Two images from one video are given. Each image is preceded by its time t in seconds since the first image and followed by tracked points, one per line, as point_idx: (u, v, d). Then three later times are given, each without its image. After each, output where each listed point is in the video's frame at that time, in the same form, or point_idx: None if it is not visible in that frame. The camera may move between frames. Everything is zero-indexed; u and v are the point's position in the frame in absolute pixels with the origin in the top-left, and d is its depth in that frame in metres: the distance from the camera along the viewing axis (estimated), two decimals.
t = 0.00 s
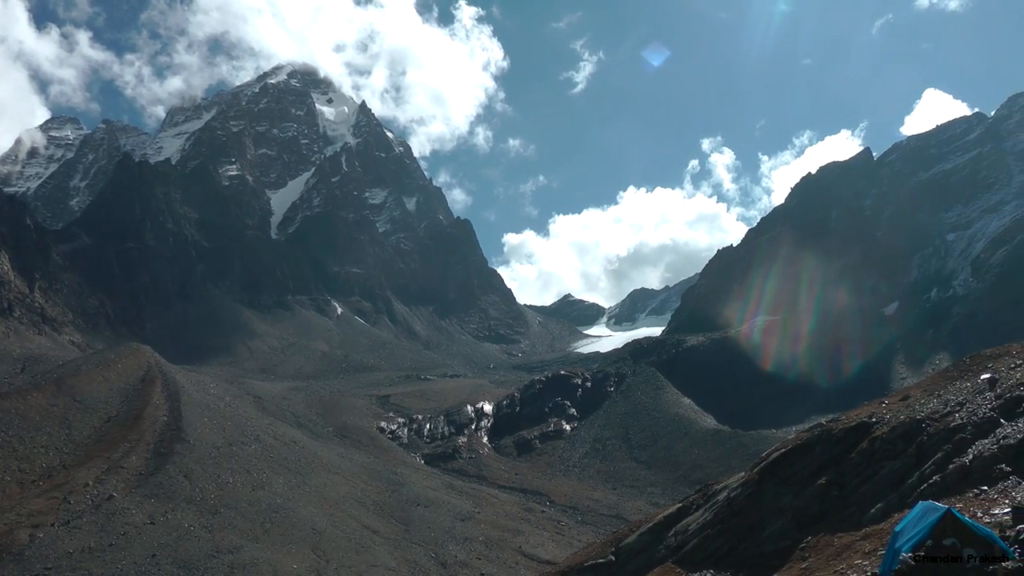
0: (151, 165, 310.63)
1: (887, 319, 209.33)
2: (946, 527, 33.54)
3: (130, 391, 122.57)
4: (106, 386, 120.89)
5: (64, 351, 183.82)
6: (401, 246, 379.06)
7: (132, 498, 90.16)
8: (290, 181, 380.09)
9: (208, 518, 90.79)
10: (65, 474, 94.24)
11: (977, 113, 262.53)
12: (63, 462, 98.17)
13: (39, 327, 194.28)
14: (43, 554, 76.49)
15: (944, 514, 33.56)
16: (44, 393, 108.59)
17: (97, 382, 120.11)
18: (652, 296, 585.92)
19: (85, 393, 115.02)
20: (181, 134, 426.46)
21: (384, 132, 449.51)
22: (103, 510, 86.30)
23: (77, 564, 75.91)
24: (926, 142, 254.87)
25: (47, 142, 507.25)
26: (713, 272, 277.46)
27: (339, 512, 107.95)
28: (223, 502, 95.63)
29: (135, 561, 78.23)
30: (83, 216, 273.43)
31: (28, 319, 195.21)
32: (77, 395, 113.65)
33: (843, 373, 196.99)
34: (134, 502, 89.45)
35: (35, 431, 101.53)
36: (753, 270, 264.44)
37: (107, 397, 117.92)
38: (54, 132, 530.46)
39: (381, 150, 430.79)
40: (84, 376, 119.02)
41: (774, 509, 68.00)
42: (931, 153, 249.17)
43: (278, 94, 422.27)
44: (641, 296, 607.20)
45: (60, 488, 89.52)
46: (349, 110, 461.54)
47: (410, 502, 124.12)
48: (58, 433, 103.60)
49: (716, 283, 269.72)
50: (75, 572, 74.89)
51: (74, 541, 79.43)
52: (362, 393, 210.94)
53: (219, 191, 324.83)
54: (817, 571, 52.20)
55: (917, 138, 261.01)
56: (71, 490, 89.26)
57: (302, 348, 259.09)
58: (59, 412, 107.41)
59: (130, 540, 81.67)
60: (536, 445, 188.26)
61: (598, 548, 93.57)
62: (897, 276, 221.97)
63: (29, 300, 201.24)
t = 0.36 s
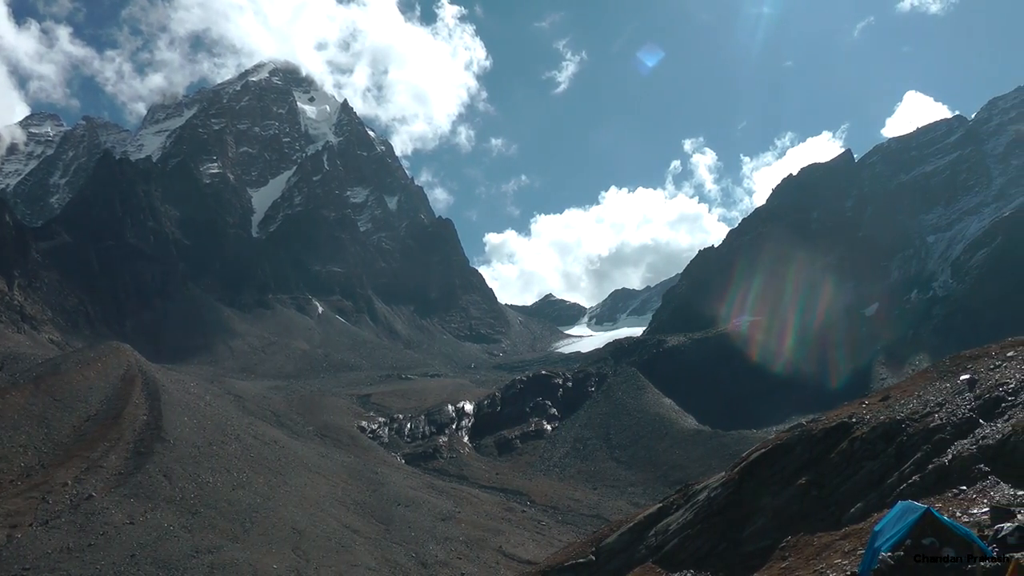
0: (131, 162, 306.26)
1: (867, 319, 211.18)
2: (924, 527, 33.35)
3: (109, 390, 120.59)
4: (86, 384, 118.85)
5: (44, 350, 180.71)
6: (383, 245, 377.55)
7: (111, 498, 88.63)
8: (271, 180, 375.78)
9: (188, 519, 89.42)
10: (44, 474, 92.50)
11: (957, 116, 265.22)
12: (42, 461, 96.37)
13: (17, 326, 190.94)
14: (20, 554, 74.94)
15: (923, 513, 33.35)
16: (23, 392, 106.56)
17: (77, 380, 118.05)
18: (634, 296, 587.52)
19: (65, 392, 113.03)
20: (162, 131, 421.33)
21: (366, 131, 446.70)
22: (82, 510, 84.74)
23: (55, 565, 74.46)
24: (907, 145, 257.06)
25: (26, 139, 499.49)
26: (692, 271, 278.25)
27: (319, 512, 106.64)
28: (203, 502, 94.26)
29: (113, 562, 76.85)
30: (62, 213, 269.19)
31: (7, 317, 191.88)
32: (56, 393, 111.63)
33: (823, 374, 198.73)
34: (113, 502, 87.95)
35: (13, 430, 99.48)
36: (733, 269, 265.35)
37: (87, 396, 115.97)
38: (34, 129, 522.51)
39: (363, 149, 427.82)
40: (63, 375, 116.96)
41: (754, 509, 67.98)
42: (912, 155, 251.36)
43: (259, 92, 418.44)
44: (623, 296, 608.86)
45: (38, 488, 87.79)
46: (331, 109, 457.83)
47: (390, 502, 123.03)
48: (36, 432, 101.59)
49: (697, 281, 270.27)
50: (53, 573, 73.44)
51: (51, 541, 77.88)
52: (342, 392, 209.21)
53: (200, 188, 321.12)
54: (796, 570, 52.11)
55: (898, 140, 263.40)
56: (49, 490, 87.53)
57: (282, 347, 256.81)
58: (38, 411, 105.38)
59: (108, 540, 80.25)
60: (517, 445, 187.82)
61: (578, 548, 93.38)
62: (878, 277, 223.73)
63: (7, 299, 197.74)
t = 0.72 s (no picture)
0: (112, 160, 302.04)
1: (848, 320, 213.14)
2: (904, 526, 33.07)
3: (90, 389, 118.47)
4: (66, 384, 116.76)
5: (23, 350, 177.71)
6: (365, 245, 375.31)
7: (91, 498, 87.08)
8: (253, 179, 370.92)
9: (168, 519, 88.09)
10: (22, 473, 90.72)
11: (938, 118, 266.91)
12: (21, 460, 94.55)
13: None
14: None
15: (903, 513, 33.09)
16: (2, 391, 104.48)
17: (56, 380, 115.93)
18: (615, 296, 588.72)
19: (44, 391, 111.03)
20: (144, 129, 416.26)
21: (349, 130, 443.70)
22: (61, 510, 83.20)
23: (33, 566, 73.04)
24: (889, 147, 258.92)
25: (7, 135, 492.12)
26: (674, 272, 279.10)
27: (300, 511, 105.45)
28: (183, 501, 92.92)
29: (93, 562, 75.50)
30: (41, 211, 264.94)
31: None
32: (36, 393, 109.52)
33: (803, 375, 200.30)
34: (93, 501, 86.41)
35: None
36: (715, 269, 266.27)
37: (67, 395, 113.90)
38: (14, 125, 515.01)
39: (346, 149, 424.62)
40: (43, 375, 114.73)
41: (735, 509, 68.03)
42: (894, 158, 253.32)
43: (241, 90, 414.23)
44: (604, 296, 610.05)
45: (17, 488, 86.08)
46: (313, 107, 454.16)
47: (371, 501, 122.02)
48: (15, 431, 99.61)
49: (679, 281, 270.93)
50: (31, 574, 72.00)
51: (29, 542, 76.36)
52: (323, 392, 207.32)
53: (182, 186, 317.34)
54: (777, 570, 52.08)
55: (880, 142, 265.05)
56: (27, 490, 85.86)
57: (263, 346, 254.38)
58: (17, 410, 103.30)
59: (88, 541, 78.86)
60: (498, 445, 187.28)
61: (560, 548, 93.19)
62: (860, 278, 225.43)
63: None
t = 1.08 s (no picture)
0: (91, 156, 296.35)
1: (827, 321, 215.73)
2: (881, 526, 32.89)
3: (67, 389, 116.28)
4: (42, 383, 114.73)
5: None
6: (345, 244, 372.59)
7: (68, 498, 85.61)
8: (233, 177, 366.98)
9: (146, 519, 86.72)
10: None
11: (917, 121, 269.82)
12: None
13: None
14: None
15: (879, 513, 32.93)
16: None
17: (31, 379, 114.12)
18: (595, 296, 590.13)
19: (20, 391, 109.50)
20: (122, 125, 410.30)
21: (329, 129, 440.31)
22: (37, 510, 81.72)
23: (7, 566, 71.61)
24: (869, 150, 261.66)
25: None
26: (655, 272, 279.79)
27: (279, 511, 104.22)
28: (161, 501, 91.60)
29: (69, 563, 74.22)
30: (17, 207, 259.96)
31: None
32: (13, 392, 108.11)
33: (782, 377, 202.21)
34: (71, 501, 84.97)
35: None
36: (695, 269, 267.24)
37: (44, 394, 111.97)
38: None
39: (326, 147, 421.17)
40: (20, 374, 113.27)
41: (714, 509, 68.12)
42: (873, 160, 255.93)
43: (221, 88, 409.48)
44: (584, 296, 611.24)
45: None
46: (293, 106, 450.02)
47: (350, 501, 120.97)
48: None
49: (659, 280, 271.80)
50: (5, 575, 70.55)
51: (5, 543, 74.85)
52: (302, 391, 205.27)
53: (161, 183, 312.78)
54: (755, 570, 52.09)
55: (860, 145, 267.54)
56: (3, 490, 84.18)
57: (242, 345, 251.59)
58: None
59: (65, 541, 77.45)
60: (477, 444, 186.73)
61: (538, 548, 92.97)
62: (838, 280, 227.90)
63: None
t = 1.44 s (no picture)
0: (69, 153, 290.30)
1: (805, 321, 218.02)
2: (859, 526, 32.78)
3: (43, 388, 114.14)
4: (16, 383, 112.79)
5: None
6: (324, 242, 369.37)
7: (44, 498, 84.26)
8: (212, 175, 362.73)
9: (123, 518, 85.60)
10: None
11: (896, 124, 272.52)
12: None
13: None
14: None
15: (859, 512, 32.72)
16: None
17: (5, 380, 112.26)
18: (573, 296, 591.24)
19: None
20: (101, 122, 403.80)
21: (309, 127, 436.57)
22: (13, 510, 80.28)
23: None
24: (848, 152, 264.76)
25: None
26: (635, 273, 280.36)
27: (257, 511, 102.95)
28: (139, 501, 90.39)
29: (44, 564, 73.02)
30: None
31: None
32: None
33: (759, 378, 204.18)
34: (47, 501, 83.65)
35: None
36: (674, 269, 268.06)
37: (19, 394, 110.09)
38: None
39: (306, 146, 417.24)
40: None
41: (692, 509, 68.16)
42: (852, 162, 258.87)
43: (201, 85, 404.41)
44: (562, 297, 612.12)
45: None
46: (274, 104, 445.35)
47: (328, 501, 119.83)
48: None
49: (639, 280, 272.63)
50: None
51: None
52: (280, 391, 203.01)
53: (139, 181, 307.48)
54: (734, 569, 52.00)
55: (840, 148, 269.61)
56: None
57: (221, 344, 248.67)
58: None
59: (40, 542, 76.18)
60: (456, 444, 186.06)
61: (515, 548, 92.75)
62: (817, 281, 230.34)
63: None
